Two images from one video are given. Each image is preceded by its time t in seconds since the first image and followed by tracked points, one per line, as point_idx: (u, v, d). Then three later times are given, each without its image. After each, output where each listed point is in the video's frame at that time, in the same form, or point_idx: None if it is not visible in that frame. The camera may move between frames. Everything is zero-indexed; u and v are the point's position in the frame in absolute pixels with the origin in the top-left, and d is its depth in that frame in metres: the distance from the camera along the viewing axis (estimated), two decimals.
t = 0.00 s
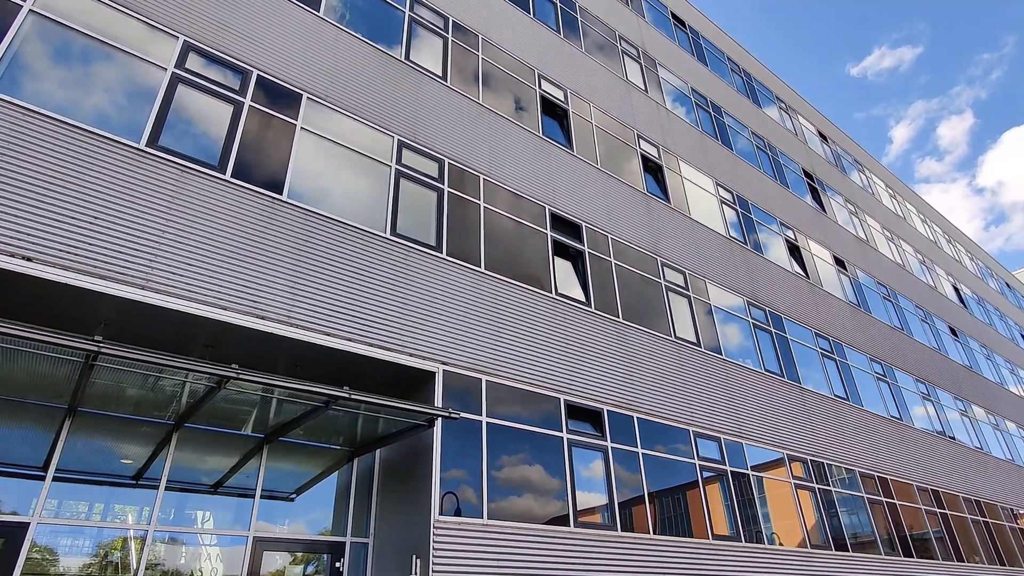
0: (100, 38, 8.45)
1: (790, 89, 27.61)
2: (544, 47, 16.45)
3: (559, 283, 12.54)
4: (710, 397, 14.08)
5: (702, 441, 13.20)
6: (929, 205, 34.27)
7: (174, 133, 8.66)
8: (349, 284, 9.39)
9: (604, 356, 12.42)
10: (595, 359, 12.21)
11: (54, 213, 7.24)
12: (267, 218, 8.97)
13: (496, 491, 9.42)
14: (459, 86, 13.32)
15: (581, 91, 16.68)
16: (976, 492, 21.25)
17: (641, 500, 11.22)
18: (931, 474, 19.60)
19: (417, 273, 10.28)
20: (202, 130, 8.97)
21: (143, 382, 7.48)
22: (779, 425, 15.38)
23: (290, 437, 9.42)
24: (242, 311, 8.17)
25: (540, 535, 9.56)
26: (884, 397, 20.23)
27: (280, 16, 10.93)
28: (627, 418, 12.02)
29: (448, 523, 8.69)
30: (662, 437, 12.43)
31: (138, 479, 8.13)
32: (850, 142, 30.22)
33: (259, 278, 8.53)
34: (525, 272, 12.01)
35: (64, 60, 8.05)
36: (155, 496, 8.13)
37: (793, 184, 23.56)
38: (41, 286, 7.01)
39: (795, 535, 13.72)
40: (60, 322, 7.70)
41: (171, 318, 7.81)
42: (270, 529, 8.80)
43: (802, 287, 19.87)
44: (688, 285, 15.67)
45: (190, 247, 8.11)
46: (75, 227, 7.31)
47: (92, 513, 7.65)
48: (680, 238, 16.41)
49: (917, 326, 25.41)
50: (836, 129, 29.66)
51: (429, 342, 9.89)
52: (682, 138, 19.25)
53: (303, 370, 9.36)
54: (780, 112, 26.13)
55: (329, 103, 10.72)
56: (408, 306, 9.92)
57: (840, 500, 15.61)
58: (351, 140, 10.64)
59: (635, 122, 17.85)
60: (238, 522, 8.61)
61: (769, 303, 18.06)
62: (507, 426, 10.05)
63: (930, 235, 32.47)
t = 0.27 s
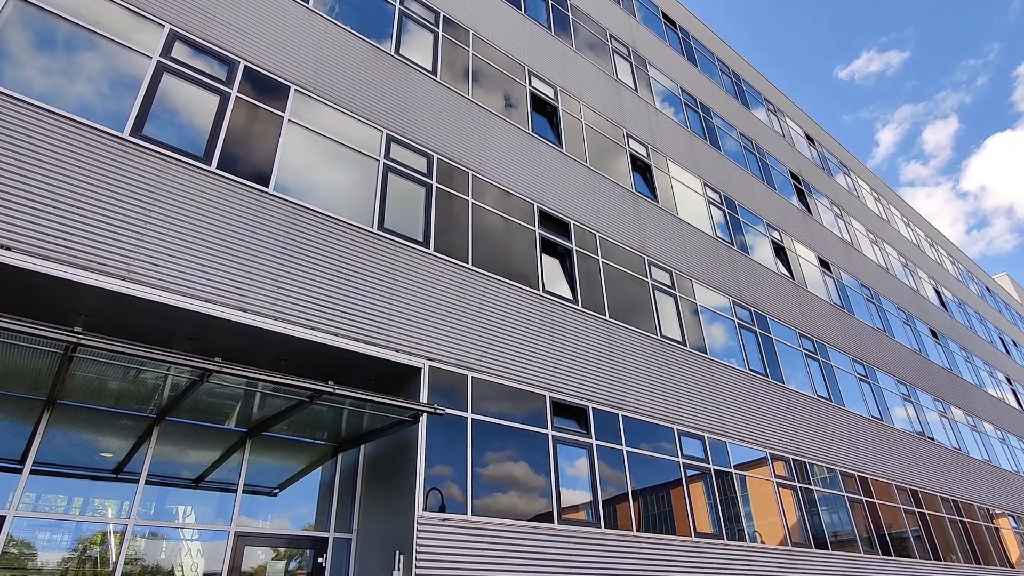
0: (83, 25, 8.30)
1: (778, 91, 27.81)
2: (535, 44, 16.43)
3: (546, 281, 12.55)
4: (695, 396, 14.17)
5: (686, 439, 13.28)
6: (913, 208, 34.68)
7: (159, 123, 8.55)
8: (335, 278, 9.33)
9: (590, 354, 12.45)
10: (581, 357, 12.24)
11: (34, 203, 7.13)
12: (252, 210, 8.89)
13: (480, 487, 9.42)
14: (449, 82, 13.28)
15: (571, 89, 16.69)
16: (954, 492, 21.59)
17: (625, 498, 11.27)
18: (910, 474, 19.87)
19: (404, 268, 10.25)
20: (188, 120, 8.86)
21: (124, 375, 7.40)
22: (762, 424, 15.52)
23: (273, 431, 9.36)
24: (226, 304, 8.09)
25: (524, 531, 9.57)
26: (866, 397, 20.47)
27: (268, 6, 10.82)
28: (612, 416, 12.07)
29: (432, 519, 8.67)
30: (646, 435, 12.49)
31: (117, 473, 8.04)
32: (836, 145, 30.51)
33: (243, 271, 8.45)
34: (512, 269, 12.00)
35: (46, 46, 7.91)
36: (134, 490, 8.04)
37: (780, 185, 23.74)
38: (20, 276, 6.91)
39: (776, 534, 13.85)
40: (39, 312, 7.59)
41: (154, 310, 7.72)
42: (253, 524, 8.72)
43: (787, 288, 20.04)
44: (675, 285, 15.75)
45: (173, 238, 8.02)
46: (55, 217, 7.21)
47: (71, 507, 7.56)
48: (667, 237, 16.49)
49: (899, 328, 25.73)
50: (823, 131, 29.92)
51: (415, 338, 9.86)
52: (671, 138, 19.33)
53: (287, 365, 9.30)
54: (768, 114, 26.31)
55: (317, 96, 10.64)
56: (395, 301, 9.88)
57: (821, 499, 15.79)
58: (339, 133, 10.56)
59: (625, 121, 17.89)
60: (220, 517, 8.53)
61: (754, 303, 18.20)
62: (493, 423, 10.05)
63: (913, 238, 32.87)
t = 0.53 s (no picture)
0: (65, 10, 8.10)
1: (767, 90, 27.96)
2: (526, 39, 16.37)
3: (534, 276, 12.54)
4: (681, 392, 14.24)
5: (671, 436, 13.35)
6: (898, 209, 35.05)
7: (143, 112, 8.42)
8: (322, 271, 9.26)
9: (577, 349, 12.47)
10: (568, 353, 12.25)
11: (14, 191, 7.01)
12: (238, 202, 8.79)
13: (466, 482, 9.41)
14: (438, 75, 13.20)
15: (561, 84, 16.67)
16: (933, 489, 21.91)
17: (611, 493, 11.31)
18: (891, 471, 20.13)
19: (392, 262, 10.19)
20: (172, 110, 8.73)
21: (106, 367, 7.30)
22: (747, 421, 15.63)
23: (257, 425, 9.28)
24: (210, 296, 7.99)
25: (510, 526, 9.58)
26: (849, 395, 20.69)
27: None
28: (598, 412, 12.10)
29: (418, 513, 8.64)
30: (632, 431, 12.54)
31: (98, 466, 7.93)
32: (824, 145, 30.74)
33: (228, 263, 8.36)
34: (500, 264, 11.97)
35: (27, 31, 7.73)
36: (115, 484, 7.93)
37: (767, 184, 23.88)
38: None
39: (759, 529, 13.98)
40: (19, 303, 7.46)
41: (137, 302, 7.62)
42: (237, 518, 8.64)
43: (773, 286, 20.18)
44: (662, 282, 15.80)
45: (157, 229, 7.91)
46: (36, 206, 7.08)
47: (51, 500, 7.45)
48: (655, 234, 16.54)
49: (882, 326, 26.03)
50: (811, 131, 30.14)
51: (402, 332, 9.81)
52: (660, 135, 19.37)
53: (272, 358, 9.22)
54: (756, 113, 26.44)
55: (305, 87, 10.53)
56: (382, 294, 9.83)
57: (804, 495, 15.95)
58: (327, 125, 10.46)
59: (614, 117, 17.90)
60: (203, 511, 8.44)
61: (741, 301, 18.32)
62: (479, 418, 10.04)
63: (897, 238, 33.23)
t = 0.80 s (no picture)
0: None
1: (758, 88, 28.07)
2: (518, 34, 16.30)
3: (524, 271, 12.52)
4: (669, 388, 14.30)
5: (660, 431, 13.41)
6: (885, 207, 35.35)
7: (129, 102, 8.30)
8: (311, 265, 9.19)
9: (566, 345, 12.48)
10: (557, 348, 12.26)
11: None
12: (226, 193, 8.70)
13: (455, 477, 9.40)
14: (430, 68, 13.12)
15: (553, 79, 16.63)
16: (917, 485, 22.19)
17: (599, 489, 11.35)
18: (875, 467, 20.37)
19: (381, 256, 10.13)
20: (159, 100, 8.61)
21: (91, 360, 7.21)
22: (734, 417, 15.74)
23: (244, 419, 9.21)
24: (198, 288, 7.91)
25: (497, 521, 9.59)
26: (835, 392, 20.89)
27: None
28: (587, 407, 12.13)
29: (406, 508, 8.62)
30: (621, 426, 12.58)
31: (82, 460, 7.83)
32: (813, 143, 30.93)
33: (216, 255, 8.28)
34: (491, 259, 11.95)
35: (10, 17, 7.57)
36: (100, 478, 7.85)
37: (756, 182, 24.00)
38: None
39: (745, 524, 14.10)
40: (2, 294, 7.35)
41: (123, 294, 7.53)
42: (223, 513, 8.58)
43: (761, 283, 20.31)
44: (651, 278, 15.85)
45: (144, 220, 7.81)
46: (20, 196, 6.98)
47: (34, 494, 7.36)
48: (645, 230, 16.57)
49: (868, 324, 26.28)
50: (800, 130, 30.31)
51: (391, 326, 9.76)
52: (651, 132, 19.40)
53: (260, 352, 9.16)
54: (747, 111, 26.55)
55: (294, 78, 10.43)
56: (371, 288, 9.78)
57: (789, 490, 16.10)
58: (317, 117, 10.37)
59: (606, 113, 17.89)
60: (189, 505, 8.38)
61: (729, 298, 18.42)
62: (468, 413, 10.03)
63: (883, 237, 33.53)
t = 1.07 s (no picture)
0: None
1: (749, 87, 28.18)
2: (511, 29, 16.26)
3: (515, 268, 12.51)
4: (659, 385, 14.36)
5: (649, 428, 13.46)
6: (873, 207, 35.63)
7: (116, 93, 8.19)
8: (301, 259, 9.13)
9: (557, 342, 12.49)
10: (548, 345, 12.26)
11: None
12: (216, 187, 8.62)
13: (444, 473, 9.39)
14: (421, 63, 13.05)
15: (545, 76, 16.61)
16: (902, 482, 22.44)
17: (588, 485, 11.38)
18: (861, 464, 20.57)
19: (372, 251, 10.08)
20: (147, 92, 8.50)
21: (77, 354, 7.13)
22: (723, 415, 15.82)
23: (233, 414, 9.14)
24: (187, 283, 7.84)
25: (487, 518, 9.60)
26: (822, 390, 21.06)
27: None
28: (577, 404, 12.15)
29: (396, 504, 8.61)
30: (610, 423, 12.62)
31: (68, 455, 7.75)
32: (803, 143, 31.11)
33: (206, 249, 8.20)
34: (482, 255, 11.93)
35: None
36: (86, 473, 7.77)
37: (747, 180, 24.11)
38: None
39: (733, 521, 14.19)
40: None
41: (110, 287, 7.44)
42: (210, 509, 8.52)
43: (750, 282, 20.42)
44: (642, 275, 15.89)
45: (132, 213, 7.72)
46: (5, 187, 6.88)
47: (19, 489, 7.26)
48: (636, 228, 16.61)
49: (856, 323, 26.51)
50: (790, 129, 30.48)
51: (382, 322, 9.73)
52: (642, 129, 19.42)
53: (248, 347, 9.09)
54: (738, 110, 26.65)
55: (285, 72, 10.34)
56: (362, 284, 9.73)
57: (777, 487, 16.23)
58: (308, 111, 10.29)
59: (598, 110, 17.89)
60: (176, 501, 8.32)
61: (719, 296, 18.51)
62: (458, 409, 10.02)
63: (871, 237, 33.81)
